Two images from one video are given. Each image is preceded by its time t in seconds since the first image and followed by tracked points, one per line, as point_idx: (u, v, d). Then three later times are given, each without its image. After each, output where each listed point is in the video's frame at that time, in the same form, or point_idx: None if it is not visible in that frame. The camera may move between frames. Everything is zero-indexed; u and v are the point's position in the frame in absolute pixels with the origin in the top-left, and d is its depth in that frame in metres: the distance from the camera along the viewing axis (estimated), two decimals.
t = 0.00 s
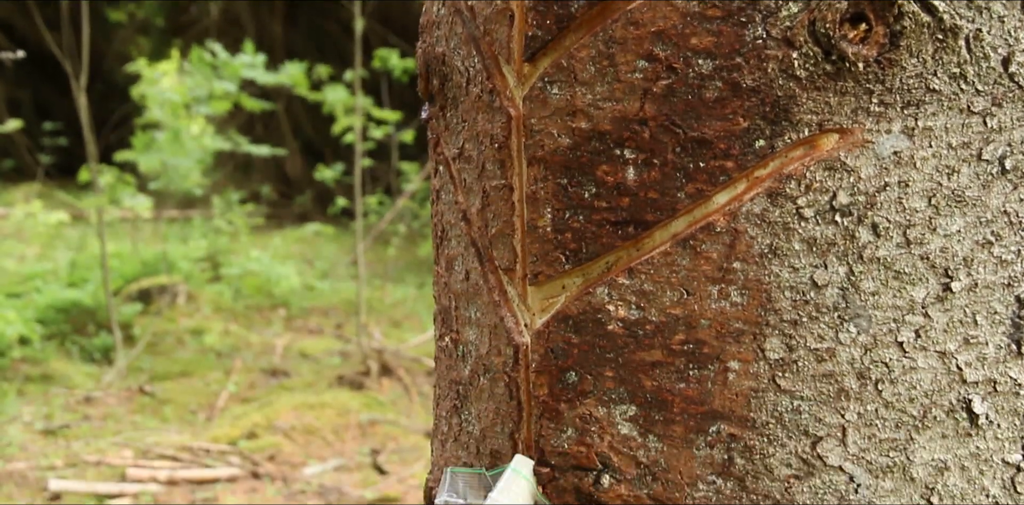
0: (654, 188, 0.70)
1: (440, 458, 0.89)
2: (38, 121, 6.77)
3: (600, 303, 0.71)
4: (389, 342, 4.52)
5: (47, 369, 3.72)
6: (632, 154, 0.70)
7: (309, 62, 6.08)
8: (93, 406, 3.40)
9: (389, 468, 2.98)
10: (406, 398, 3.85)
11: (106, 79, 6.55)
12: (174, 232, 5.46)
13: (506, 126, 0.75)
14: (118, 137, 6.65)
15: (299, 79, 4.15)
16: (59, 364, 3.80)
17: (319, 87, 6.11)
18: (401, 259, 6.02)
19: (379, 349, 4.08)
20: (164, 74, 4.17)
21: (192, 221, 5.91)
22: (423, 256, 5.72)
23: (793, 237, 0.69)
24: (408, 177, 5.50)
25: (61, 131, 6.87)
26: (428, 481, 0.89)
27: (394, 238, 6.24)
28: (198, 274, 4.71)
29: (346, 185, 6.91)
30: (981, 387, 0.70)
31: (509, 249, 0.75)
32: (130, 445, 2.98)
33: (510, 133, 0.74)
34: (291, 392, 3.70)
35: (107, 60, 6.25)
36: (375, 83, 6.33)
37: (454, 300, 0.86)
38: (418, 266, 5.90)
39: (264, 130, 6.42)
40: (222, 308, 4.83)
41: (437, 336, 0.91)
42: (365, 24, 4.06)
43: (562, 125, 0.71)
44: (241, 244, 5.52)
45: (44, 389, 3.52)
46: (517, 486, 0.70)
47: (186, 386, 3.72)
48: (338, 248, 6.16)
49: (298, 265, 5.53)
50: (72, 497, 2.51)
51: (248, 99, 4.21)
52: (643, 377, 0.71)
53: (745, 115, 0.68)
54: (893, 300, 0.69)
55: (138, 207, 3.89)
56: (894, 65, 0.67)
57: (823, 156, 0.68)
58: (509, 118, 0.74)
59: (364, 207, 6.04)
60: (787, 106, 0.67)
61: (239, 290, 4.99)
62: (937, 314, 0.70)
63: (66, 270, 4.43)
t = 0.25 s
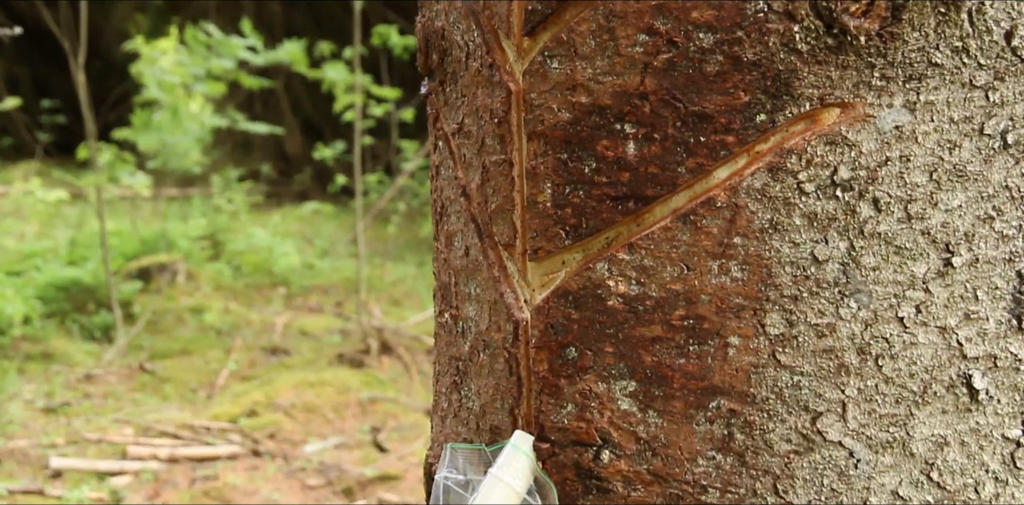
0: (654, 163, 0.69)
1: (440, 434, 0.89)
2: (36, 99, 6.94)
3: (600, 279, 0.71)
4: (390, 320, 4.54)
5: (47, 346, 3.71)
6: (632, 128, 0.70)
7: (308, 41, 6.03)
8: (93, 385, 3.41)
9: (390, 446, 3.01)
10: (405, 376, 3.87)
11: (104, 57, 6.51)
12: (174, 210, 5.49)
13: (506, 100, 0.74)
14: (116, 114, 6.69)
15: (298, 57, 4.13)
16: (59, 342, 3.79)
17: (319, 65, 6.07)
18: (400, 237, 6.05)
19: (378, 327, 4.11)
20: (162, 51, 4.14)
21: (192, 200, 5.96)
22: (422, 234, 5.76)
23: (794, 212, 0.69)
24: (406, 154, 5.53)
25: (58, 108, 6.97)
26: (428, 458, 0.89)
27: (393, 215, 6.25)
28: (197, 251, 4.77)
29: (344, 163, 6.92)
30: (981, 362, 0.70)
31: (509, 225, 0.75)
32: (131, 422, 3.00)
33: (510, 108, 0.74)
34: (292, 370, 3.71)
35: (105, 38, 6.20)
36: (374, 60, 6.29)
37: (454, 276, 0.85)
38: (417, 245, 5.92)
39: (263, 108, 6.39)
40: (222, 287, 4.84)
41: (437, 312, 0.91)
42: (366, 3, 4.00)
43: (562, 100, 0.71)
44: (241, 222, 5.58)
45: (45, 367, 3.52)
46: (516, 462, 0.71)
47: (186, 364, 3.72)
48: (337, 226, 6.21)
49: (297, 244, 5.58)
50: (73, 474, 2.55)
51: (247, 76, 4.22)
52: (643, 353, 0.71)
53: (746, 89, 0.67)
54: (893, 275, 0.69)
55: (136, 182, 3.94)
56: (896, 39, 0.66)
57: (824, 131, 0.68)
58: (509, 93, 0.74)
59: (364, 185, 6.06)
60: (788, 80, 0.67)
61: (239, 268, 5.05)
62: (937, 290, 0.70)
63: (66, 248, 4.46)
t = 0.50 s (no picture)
0: (655, 141, 0.69)
1: (440, 413, 0.89)
2: (34, 79, 6.98)
3: (600, 257, 0.71)
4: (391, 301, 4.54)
5: (47, 327, 3.73)
6: (632, 106, 0.69)
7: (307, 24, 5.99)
8: (93, 365, 3.43)
9: (390, 426, 3.02)
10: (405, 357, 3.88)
11: (104, 39, 6.50)
12: (174, 191, 5.49)
13: (506, 78, 0.74)
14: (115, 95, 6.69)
15: (297, 38, 4.10)
16: (59, 322, 3.82)
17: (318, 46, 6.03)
18: (400, 219, 6.04)
19: (379, 307, 4.09)
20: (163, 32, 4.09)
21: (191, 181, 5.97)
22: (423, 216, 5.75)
23: (794, 190, 0.69)
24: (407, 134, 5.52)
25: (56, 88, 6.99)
26: (428, 436, 0.90)
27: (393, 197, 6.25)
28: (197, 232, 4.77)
29: (344, 144, 6.90)
30: (981, 341, 0.70)
31: (509, 203, 0.75)
32: (131, 403, 3.01)
33: (509, 86, 0.74)
34: (292, 351, 3.72)
35: (104, 20, 6.16)
36: (374, 41, 6.25)
37: (454, 255, 0.85)
38: (418, 225, 5.91)
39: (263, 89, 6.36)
40: (222, 268, 4.83)
41: (436, 291, 0.91)
42: None
43: (562, 77, 0.71)
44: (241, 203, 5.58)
45: (45, 348, 3.54)
46: (517, 441, 0.71)
47: (186, 344, 3.75)
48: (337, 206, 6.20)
49: (298, 224, 5.58)
50: (74, 454, 2.56)
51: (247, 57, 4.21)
52: (643, 331, 0.71)
53: (747, 66, 0.67)
54: (895, 254, 0.69)
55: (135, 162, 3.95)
56: (898, 16, 0.66)
57: (825, 108, 0.68)
58: (509, 71, 0.74)
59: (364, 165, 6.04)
60: (789, 58, 0.67)
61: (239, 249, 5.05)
62: (938, 268, 0.69)
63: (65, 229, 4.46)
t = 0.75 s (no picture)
0: (655, 117, 0.69)
1: (440, 391, 0.90)
2: (32, 58, 6.97)
3: (600, 235, 0.70)
4: (390, 281, 4.56)
5: (47, 307, 3.81)
6: (633, 83, 0.69)
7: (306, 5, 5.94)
8: (93, 345, 3.48)
9: (390, 406, 3.04)
10: (405, 337, 3.89)
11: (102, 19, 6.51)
12: (173, 170, 5.51)
13: (506, 55, 0.73)
14: (114, 75, 6.70)
15: (295, 18, 4.06)
16: (58, 303, 3.90)
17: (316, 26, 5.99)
18: (400, 199, 6.04)
19: (378, 288, 4.09)
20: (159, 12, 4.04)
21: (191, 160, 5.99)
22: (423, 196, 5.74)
23: (795, 166, 0.68)
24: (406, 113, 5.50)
25: (56, 68, 6.99)
26: (428, 414, 0.90)
27: (393, 176, 6.24)
28: (196, 211, 4.80)
29: (344, 124, 6.88)
30: (982, 318, 0.70)
31: (509, 180, 0.75)
32: (131, 382, 3.04)
33: (509, 62, 0.73)
34: (292, 330, 3.75)
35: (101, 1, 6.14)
36: (373, 21, 6.21)
37: (453, 233, 0.85)
38: (417, 205, 5.91)
39: (262, 68, 6.36)
40: (222, 248, 4.94)
41: (436, 270, 0.91)
42: None
43: (562, 53, 0.70)
44: (241, 183, 5.60)
45: (45, 326, 3.61)
46: (516, 418, 0.71)
47: (187, 323, 3.81)
48: (337, 185, 6.21)
49: (298, 204, 5.59)
50: (74, 433, 2.61)
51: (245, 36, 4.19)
52: (644, 309, 0.71)
53: (748, 42, 0.66)
54: (895, 231, 0.69)
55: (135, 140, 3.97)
56: None
57: (827, 84, 0.67)
58: (509, 47, 0.73)
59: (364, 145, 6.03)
60: (790, 34, 0.66)
61: (239, 230, 5.16)
62: (939, 245, 0.69)
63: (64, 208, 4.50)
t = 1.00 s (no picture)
0: (656, 91, 0.68)
1: (440, 367, 0.90)
2: (30, 36, 6.92)
3: (600, 209, 0.70)
4: (390, 258, 4.58)
5: (47, 284, 3.82)
6: (633, 56, 0.69)
7: None
8: (94, 322, 3.49)
9: (390, 384, 3.06)
10: (405, 314, 3.91)
11: None
12: (172, 148, 5.51)
13: (506, 29, 0.73)
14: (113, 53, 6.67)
15: None
16: (59, 280, 3.91)
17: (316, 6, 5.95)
18: (400, 176, 6.04)
19: (378, 266, 4.11)
20: None
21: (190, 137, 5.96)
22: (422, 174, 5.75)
23: (797, 140, 0.68)
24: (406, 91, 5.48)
25: (54, 46, 6.94)
26: (428, 390, 0.90)
27: (393, 154, 6.23)
28: (196, 189, 4.80)
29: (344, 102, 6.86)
30: (983, 293, 0.70)
31: (508, 154, 0.74)
32: (131, 360, 3.05)
33: (510, 36, 0.73)
34: (292, 308, 3.77)
35: None
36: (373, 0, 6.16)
37: (453, 208, 0.85)
38: (417, 183, 5.90)
39: (261, 46, 6.32)
40: (222, 226, 4.93)
41: (436, 245, 0.91)
42: None
43: (562, 27, 0.70)
44: (240, 161, 5.60)
45: (45, 304, 3.62)
46: (516, 393, 0.71)
47: (187, 301, 3.82)
48: (337, 163, 6.22)
49: (298, 182, 5.60)
50: (75, 411, 2.60)
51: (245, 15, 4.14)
52: (644, 284, 0.71)
53: (750, 15, 0.66)
54: (897, 205, 0.68)
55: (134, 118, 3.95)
56: None
57: (829, 58, 0.67)
58: (508, 21, 0.73)
59: (364, 123, 6.02)
60: (792, 8, 0.66)
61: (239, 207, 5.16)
62: (940, 220, 0.69)
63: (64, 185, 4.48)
